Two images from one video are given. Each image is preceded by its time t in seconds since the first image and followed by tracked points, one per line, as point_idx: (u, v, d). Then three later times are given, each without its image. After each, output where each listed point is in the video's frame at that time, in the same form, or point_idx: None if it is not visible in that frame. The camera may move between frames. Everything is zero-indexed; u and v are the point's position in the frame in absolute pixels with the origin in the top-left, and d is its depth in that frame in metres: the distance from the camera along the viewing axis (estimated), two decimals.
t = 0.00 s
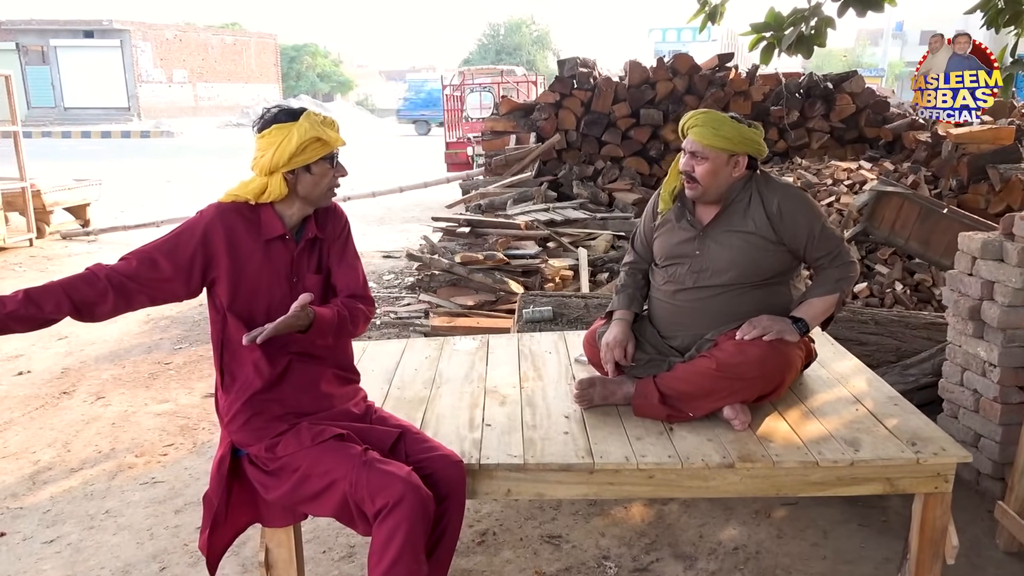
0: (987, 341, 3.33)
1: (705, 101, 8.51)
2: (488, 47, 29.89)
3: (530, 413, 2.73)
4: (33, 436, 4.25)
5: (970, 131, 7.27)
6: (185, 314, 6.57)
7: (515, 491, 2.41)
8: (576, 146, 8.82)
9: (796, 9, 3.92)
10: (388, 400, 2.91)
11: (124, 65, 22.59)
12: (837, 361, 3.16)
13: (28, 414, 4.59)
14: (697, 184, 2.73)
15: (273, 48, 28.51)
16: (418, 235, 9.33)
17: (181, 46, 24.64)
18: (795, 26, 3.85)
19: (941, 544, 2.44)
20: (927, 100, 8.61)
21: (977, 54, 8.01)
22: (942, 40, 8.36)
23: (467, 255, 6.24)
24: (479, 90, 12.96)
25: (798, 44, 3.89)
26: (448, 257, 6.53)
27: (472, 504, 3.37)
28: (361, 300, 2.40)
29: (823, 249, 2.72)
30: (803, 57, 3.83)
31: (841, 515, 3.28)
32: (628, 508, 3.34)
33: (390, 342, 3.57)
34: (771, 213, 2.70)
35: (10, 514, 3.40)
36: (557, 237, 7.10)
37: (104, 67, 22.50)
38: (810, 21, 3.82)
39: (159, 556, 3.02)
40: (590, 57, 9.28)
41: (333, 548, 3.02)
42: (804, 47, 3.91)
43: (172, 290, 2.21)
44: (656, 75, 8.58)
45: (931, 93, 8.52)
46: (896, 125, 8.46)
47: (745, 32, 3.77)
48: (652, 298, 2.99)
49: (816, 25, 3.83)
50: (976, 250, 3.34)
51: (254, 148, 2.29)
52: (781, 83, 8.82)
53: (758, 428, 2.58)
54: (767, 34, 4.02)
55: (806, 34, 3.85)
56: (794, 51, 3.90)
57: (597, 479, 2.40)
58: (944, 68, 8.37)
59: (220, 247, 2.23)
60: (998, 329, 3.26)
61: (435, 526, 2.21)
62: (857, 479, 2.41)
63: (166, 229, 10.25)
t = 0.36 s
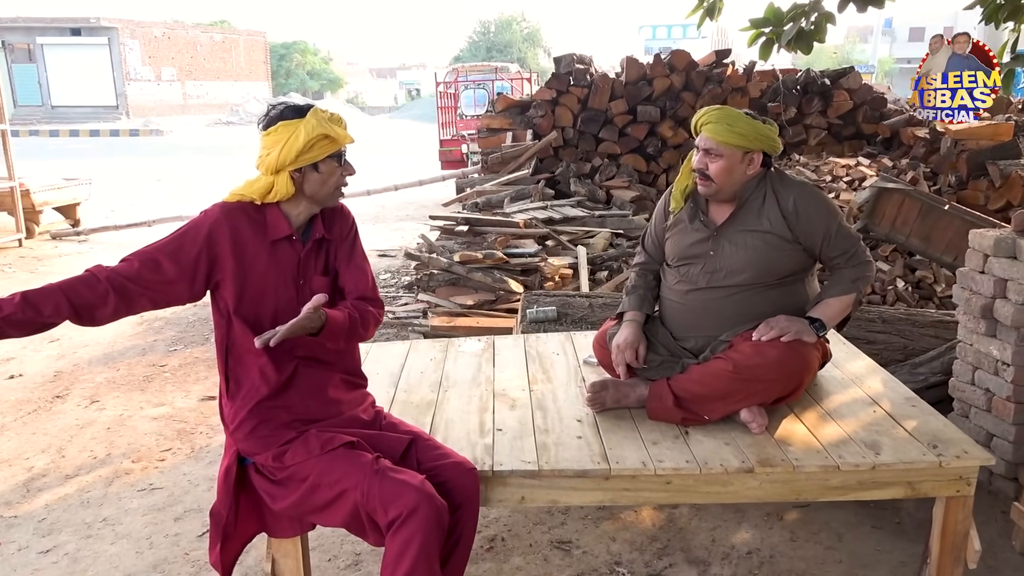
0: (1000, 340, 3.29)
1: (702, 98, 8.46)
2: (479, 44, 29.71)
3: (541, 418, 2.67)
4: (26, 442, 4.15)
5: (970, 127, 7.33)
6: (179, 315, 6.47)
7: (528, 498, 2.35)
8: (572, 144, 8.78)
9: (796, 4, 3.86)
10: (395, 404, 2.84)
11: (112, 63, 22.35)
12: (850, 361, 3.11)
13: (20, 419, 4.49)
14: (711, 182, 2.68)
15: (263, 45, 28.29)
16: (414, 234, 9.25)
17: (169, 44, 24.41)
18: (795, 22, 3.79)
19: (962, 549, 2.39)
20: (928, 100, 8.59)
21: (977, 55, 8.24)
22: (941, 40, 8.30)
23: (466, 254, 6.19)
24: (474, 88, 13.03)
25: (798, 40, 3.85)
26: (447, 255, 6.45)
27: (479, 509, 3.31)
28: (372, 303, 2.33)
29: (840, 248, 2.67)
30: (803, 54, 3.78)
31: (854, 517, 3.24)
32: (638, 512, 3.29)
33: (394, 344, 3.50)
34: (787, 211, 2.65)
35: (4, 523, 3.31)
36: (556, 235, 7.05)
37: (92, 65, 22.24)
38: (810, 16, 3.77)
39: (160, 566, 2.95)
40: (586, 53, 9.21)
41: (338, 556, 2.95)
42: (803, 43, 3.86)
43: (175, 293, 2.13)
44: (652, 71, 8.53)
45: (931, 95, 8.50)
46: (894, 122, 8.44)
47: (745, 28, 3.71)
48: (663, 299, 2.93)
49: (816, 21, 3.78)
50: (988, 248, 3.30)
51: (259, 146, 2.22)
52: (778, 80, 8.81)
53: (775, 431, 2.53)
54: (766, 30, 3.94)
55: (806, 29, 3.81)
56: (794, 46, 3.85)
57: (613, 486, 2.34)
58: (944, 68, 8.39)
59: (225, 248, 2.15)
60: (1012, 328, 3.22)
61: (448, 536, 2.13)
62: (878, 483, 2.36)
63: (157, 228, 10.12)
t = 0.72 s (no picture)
0: (1003, 340, 3.29)
1: (695, 96, 8.44)
2: (466, 42, 29.48)
3: (548, 422, 2.64)
4: (16, 447, 4.07)
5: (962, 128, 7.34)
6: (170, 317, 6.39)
7: (538, 505, 2.32)
8: (565, 142, 8.76)
9: (790, 3, 3.83)
10: (398, 408, 2.80)
11: (96, 60, 22.07)
12: (856, 363, 3.09)
13: (9, 424, 4.40)
14: (718, 183, 2.65)
15: (249, 42, 28.05)
16: (406, 233, 9.19)
17: (155, 41, 24.36)
18: (789, 21, 3.77)
19: (973, 552, 2.38)
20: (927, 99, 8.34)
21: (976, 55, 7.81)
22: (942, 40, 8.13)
23: (461, 254, 6.13)
24: (464, 85, 12.83)
25: (792, 39, 3.83)
26: (442, 255, 6.39)
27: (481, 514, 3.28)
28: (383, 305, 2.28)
29: (848, 249, 2.64)
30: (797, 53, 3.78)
31: (859, 519, 3.22)
32: (641, 515, 3.27)
33: (395, 346, 3.46)
34: (794, 212, 2.62)
35: None
36: (551, 234, 7.02)
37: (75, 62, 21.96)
38: (804, 15, 3.75)
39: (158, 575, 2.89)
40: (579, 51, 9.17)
41: (340, 564, 2.91)
42: (797, 43, 3.85)
43: (179, 302, 2.07)
44: (646, 70, 8.51)
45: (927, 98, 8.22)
46: (886, 120, 8.46)
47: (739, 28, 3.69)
48: (670, 301, 2.90)
49: (811, 20, 3.76)
50: (992, 248, 3.30)
51: (259, 147, 2.17)
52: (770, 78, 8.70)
53: (785, 435, 2.51)
54: (760, 28, 3.89)
55: (800, 28, 3.79)
56: (789, 46, 3.84)
57: (624, 492, 2.31)
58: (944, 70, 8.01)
59: (228, 254, 2.10)
60: (1015, 328, 3.22)
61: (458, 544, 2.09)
62: (890, 487, 2.34)
63: (145, 228, 10.00)
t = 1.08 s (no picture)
0: (980, 334, 3.36)
1: (665, 95, 8.50)
2: (428, 39, 29.11)
3: (545, 423, 2.63)
4: None
5: (925, 124, 7.55)
6: (137, 321, 6.23)
7: (541, 507, 2.31)
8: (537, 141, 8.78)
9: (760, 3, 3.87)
10: (392, 412, 2.76)
11: (46, 56, 21.42)
12: (842, 359, 3.14)
13: None
14: (710, 183, 2.67)
15: (205, 39, 27.48)
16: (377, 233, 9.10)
17: (106, 37, 23.90)
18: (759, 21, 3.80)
19: (964, 543, 2.43)
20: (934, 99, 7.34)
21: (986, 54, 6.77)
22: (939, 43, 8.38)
23: (438, 254, 6.08)
24: (433, 83, 12.72)
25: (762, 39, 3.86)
26: (418, 255, 6.33)
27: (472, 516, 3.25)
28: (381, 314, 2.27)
29: (838, 248, 2.69)
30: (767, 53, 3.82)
31: (845, 512, 3.27)
32: (633, 514, 3.27)
33: (382, 348, 3.41)
34: (786, 212, 2.65)
35: None
36: (525, 233, 7.01)
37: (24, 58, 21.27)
38: (774, 15, 3.78)
39: None
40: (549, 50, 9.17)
41: (333, 571, 2.87)
42: (768, 42, 3.88)
43: (169, 299, 2.01)
44: (616, 69, 8.56)
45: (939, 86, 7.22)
46: (851, 119, 8.62)
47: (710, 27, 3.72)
48: (662, 300, 2.92)
49: (781, 20, 3.78)
50: (968, 244, 3.38)
51: (258, 152, 2.11)
52: (738, 77, 8.80)
53: (781, 432, 2.54)
54: (730, 28, 3.97)
55: (770, 28, 3.81)
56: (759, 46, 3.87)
57: (626, 492, 2.31)
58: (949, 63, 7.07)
59: (224, 254, 2.05)
60: (992, 322, 3.30)
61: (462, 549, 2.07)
62: (885, 481, 2.38)
63: (105, 229, 9.72)
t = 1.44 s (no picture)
0: (972, 324, 3.43)
1: (646, 92, 8.53)
2: (400, 38, 28.85)
3: (554, 421, 2.63)
4: None
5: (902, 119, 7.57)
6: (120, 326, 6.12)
7: (555, 504, 2.31)
8: (519, 139, 8.81)
9: None
10: (399, 412, 2.75)
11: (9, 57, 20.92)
12: (840, 350, 3.18)
13: None
14: (714, 179, 2.68)
15: (173, 39, 27.04)
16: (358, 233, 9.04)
17: (71, 37, 23.16)
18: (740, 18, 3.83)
19: (968, 529, 2.47)
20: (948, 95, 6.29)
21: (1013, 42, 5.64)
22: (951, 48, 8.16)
23: (426, 254, 6.09)
24: (411, 82, 12.61)
25: (743, 35, 3.87)
26: (406, 255, 6.32)
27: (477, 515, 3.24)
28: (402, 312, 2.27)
29: (840, 240, 2.72)
30: (747, 48, 3.82)
31: (845, 502, 3.31)
32: (636, 509, 3.29)
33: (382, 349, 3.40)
34: (789, 205, 2.68)
35: None
36: (512, 231, 7.01)
37: None
38: (754, 12, 3.79)
39: None
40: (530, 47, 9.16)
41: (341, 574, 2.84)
42: (748, 38, 3.87)
43: (186, 305, 1.98)
44: (597, 66, 8.57)
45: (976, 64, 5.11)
46: (829, 113, 8.69)
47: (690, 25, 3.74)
48: (665, 296, 2.94)
49: (761, 16, 3.79)
50: (959, 236, 3.43)
51: (273, 152, 2.09)
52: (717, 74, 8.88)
53: (787, 424, 2.56)
54: (711, 25, 3.99)
55: (750, 24, 3.83)
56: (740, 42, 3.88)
57: (640, 487, 2.32)
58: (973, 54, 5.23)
59: (241, 257, 2.02)
60: (983, 312, 3.36)
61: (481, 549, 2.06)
62: (892, 470, 2.42)
63: (80, 234, 9.54)
